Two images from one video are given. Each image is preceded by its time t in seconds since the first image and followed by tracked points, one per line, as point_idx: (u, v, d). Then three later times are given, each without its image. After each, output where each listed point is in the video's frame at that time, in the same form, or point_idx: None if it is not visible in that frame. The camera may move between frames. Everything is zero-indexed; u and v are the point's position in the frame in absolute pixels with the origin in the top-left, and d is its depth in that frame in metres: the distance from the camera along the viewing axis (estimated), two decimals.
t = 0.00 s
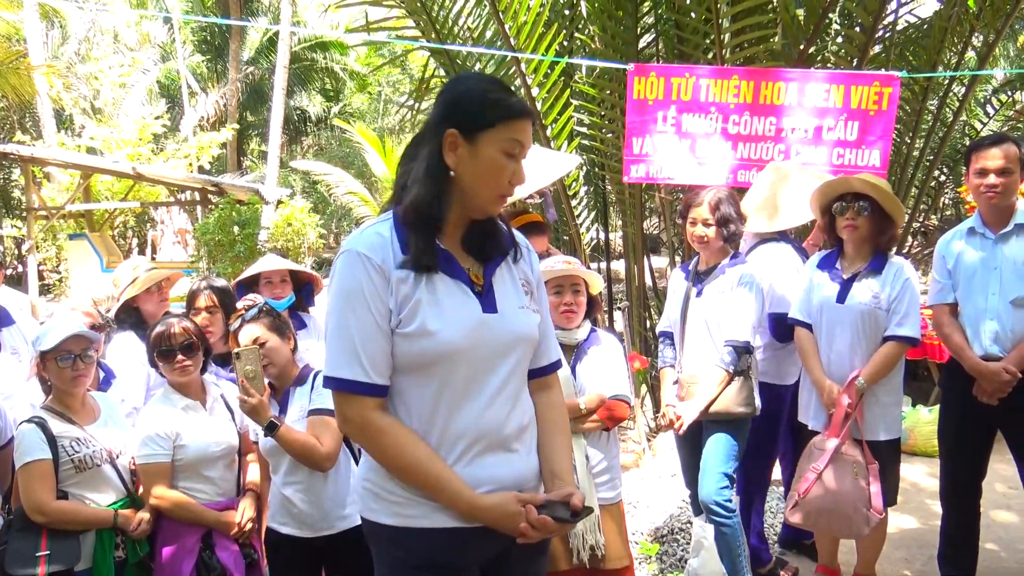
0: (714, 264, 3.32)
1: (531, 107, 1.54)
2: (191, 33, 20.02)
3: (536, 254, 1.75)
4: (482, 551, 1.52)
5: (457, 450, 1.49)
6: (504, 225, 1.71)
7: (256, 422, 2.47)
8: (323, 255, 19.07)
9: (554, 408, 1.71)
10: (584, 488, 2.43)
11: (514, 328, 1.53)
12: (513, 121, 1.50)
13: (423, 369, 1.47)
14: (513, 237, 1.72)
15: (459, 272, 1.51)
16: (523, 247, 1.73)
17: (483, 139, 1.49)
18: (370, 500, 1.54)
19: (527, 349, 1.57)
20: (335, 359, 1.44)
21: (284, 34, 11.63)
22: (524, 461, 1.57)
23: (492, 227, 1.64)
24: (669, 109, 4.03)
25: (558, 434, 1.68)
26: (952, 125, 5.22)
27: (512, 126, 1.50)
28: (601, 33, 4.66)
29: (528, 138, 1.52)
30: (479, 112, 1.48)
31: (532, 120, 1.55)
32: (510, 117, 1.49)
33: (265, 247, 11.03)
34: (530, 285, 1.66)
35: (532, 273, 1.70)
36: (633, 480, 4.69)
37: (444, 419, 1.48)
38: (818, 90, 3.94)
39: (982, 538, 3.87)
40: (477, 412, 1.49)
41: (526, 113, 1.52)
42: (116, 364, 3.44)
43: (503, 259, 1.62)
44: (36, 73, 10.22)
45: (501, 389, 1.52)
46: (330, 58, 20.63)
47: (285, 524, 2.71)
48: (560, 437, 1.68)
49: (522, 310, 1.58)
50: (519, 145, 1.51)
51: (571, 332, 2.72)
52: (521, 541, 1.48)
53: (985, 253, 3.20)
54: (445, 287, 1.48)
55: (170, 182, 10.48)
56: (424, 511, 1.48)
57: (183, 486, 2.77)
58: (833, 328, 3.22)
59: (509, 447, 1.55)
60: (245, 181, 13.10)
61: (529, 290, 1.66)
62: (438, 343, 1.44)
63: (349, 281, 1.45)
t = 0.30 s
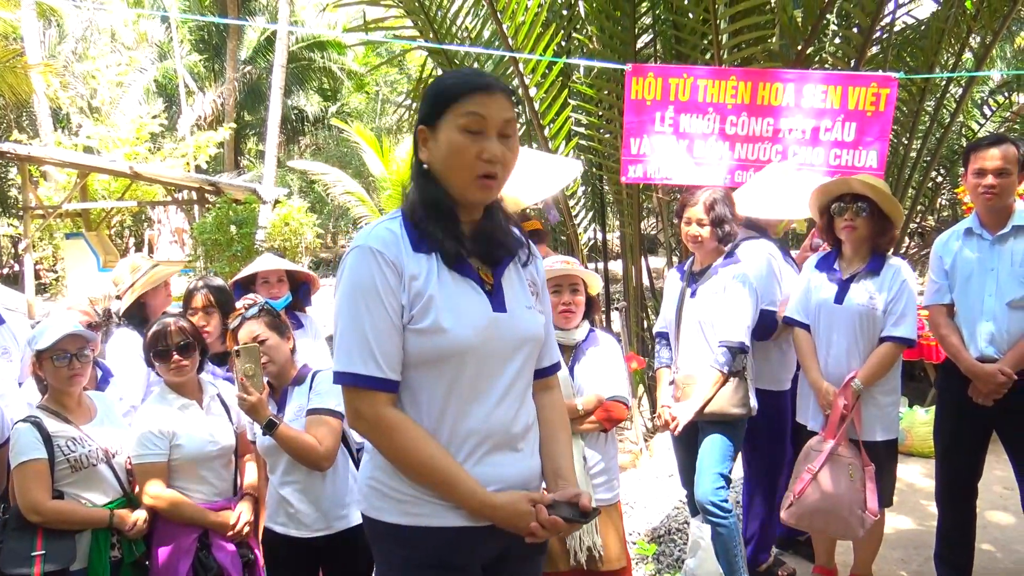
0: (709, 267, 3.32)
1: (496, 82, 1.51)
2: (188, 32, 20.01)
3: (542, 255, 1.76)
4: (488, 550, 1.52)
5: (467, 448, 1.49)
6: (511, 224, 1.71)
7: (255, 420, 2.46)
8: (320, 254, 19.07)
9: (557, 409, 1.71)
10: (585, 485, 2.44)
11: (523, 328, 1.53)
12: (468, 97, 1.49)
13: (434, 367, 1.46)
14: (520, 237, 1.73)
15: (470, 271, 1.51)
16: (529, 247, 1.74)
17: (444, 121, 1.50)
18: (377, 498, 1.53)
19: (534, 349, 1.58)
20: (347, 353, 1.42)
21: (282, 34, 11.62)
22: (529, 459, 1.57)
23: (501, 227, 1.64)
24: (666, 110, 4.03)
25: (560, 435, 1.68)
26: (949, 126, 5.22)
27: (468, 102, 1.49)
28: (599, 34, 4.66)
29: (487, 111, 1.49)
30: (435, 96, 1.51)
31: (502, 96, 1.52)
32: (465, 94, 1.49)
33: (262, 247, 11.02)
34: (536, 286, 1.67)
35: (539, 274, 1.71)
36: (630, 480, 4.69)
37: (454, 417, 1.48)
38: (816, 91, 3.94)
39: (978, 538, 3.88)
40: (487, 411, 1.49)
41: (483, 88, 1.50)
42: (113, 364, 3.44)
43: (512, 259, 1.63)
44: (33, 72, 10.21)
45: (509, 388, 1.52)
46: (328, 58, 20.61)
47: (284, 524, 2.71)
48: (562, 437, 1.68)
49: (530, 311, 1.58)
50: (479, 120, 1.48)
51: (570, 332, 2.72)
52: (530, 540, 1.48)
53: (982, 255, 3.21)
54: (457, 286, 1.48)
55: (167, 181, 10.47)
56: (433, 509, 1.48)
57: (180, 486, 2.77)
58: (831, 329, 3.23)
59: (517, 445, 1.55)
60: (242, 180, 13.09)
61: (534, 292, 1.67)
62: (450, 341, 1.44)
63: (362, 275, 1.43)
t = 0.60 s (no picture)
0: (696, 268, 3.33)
1: (459, 77, 1.53)
2: (187, 31, 19.99)
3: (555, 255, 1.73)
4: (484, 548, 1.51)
5: (458, 450, 1.48)
6: (520, 224, 1.70)
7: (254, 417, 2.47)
8: (318, 254, 19.04)
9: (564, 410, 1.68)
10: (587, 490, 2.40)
11: (520, 329, 1.51)
12: (429, 96, 1.52)
13: (425, 369, 1.45)
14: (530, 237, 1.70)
15: (465, 273, 1.50)
16: (541, 247, 1.71)
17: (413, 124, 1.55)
18: (375, 493, 1.55)
19: (534, 351, 1.55)
20: (340, 357, 1.44)
21: (281, 33, 11.60)
22: (526, 461, 1.55)
23: (505, 229, 1.63)
24: (665, 109, 4.04)
25: (566, 437, 1.64)
26: (947, 127, 5.22)
27: (429, 100, 1.52)
28: (598, 34, 4.66)
29: (446, 105, 1.50)
30: (409, 102, 1.57)
31: (467, 89, 1.52)
32: (428, 93, 1.53)
33: (260, 246, 11.00)
34: (543, 286, 1.64)
35: (548, 274, 1.68)
36: (628, 480, 4.70)
37: (446, 420, 1.47)
38: (813, 92, 3.93)
39: (975, 539, 3.88)
40: (479, 414, 1.48)
41: (444, 84, 1.52)
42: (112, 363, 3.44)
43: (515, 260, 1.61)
44: (31, 70, 10.19)
45: (504, 391, 1.50)
46: (326, 57, 20.60)
47: (281, 524, 2.71)
48: (568, 439, 1.65)
49: (529, 312, 1.55)
50: (439, 115, 1.51)
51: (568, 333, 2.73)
52: (517, 545, 1.45)
53: (980, 256, 3.21)
54: (449, 289, 1.47)
55: (165, 180, 10.45)
56: (423, 506, 1.48)
57: (177, 485, 2.76)
58: (829, 330, 3.23)
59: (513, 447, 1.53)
60: (241, 180, 13.07)
61: (541, 291, 1.63)
62: (438, 343, 1.43)
63: (355, 281, 1.45)
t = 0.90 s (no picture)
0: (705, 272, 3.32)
1: (459, 77, 1.52)
2: (187, 29, 19.96)
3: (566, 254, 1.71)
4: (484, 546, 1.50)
5: (457, 449, 1.48)
6: (529, 223, 1.68)
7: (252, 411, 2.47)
8: (317, 252, 19.02)
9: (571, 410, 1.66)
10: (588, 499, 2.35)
11: (522, 331, 1.50)
12: (429, 98, 1.52)
13: (426, 370, 1.46)
14: (539, 236, 1.69)
15: (467, 273, 1.49)
16: (550, 246, 1.69)
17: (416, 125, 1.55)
18: (378, 488, 1.57)
19: (538, 352, 1.54)
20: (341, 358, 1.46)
21: (280, 31, 11.58)
22: (527, 461, 1.54)
23: (511, 227, 1.61)
24: (665, 108, 4.03)
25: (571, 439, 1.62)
26: (947, 126, 5.22)
27: (429, 103, 1.52)
28: (597, 32, 4.65)
29: (446, 107, 1.50)
30: (411, 102, 1.57)
31: (466, 89, 1.51)
32: (428, 95, 1.53)
33: (260, 244, 10.98)
34: (550, 285, 1.62)
35: (556, 273, 1.66)
36: (627, 479, 4.70)
37: (445, 420, 1.48)
38: (812, 91, 3.93)
39: (973, 538, 3.89)
40: (479, 414, 1.48)
41: (444, 86, 1.51)
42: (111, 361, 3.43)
43: (520, 259, 1.59)
44: (30, 68, 10.16)
45: (504, 392, 1.49)
46: (325, 55, 20.58)
47: (281, 522, 2.72)
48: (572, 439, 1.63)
49: (533, 313, 1.53)
50: (439, 117, 1.51)
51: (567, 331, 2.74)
52: (511, 546, 1.44)
53: (979, 255, 3.21)
54: (450, 290, 1.47)
55: (164, 178, 10.43)
56: (421, 503, 1.49)
57: (176, 482, 2.76)
58: (830, 329, 3.23)
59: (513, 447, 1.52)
60: (240, 177, 13.06)
61: (548, 291, 1.61)
62: (438, 345, 1.43)
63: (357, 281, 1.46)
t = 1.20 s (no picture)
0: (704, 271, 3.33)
1: (474, 72, 1.53)
2: (187, 24, 19.94)
3: (588, 256, 1.69)
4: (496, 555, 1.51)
5: (470, 455, 1.50)
6: (550, 223, 1.67)
7: (249, 403, 2.46)
8: (317, 248, 19.01)
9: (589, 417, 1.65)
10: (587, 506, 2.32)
11: (537, 336, 1.49)
12: (444, 94, 1.52)
13: (439, 373, 1.46)
14: (561, 237, 1.67)
15: (484, 276, 1.49)
16: (573, 248, 1.67)
17: (432, 121, 1.55)
18: (394, 491, 1.59)
19: (554, 357, 1.53)
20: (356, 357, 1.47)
21: (281, 26, 11.55)
22: (541, 466, 1.55)
23: (529, 226, 1.61)
24: (666, 105, 4.04)
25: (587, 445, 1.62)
26: (948, 124, 5.21)
27: (445, 98, 1.52)
28: (598, 29, 4.64)
29: (461, 102, 1.50)
30: (428, 99, 1.58)
31: (480, 83, 1.52)
32: (443, 92, 1.53)
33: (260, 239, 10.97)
34: (570, 287, 1.60)
35: (576, 274, 1.64)
36: (627, 475, 4.70)
37: (458, 424, 1.49)
38: (813, 88, 3.93)
39: (973, 535, 3.89)
40: (492, 419, 1.48)
41: (458, 81, 1.52)
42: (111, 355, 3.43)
43: (538, 261, 1.58)
44: (30, 63, 10.14)
45: (517, 398, 1.49)
46: (326, 51, 20.55)
47: (281, 517, 2.72)
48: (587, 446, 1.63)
49: (549, 318, 1.52)
50: (455, 113, 1.51)
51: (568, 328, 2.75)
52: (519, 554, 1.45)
53: (980, 253, 3.21)
54: (465, 293, 1.47)
55: (164, 173, 10.42)
56: (434, 507, 1.51)
57: (176, 477, 2.77)
58: (832, 327, 3.23)
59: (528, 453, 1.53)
60: (240, 173, 13.03)
61: (567, 294, 1.59)
62: (451, 349, 1.43)
63: (373, 281, 1.47)
